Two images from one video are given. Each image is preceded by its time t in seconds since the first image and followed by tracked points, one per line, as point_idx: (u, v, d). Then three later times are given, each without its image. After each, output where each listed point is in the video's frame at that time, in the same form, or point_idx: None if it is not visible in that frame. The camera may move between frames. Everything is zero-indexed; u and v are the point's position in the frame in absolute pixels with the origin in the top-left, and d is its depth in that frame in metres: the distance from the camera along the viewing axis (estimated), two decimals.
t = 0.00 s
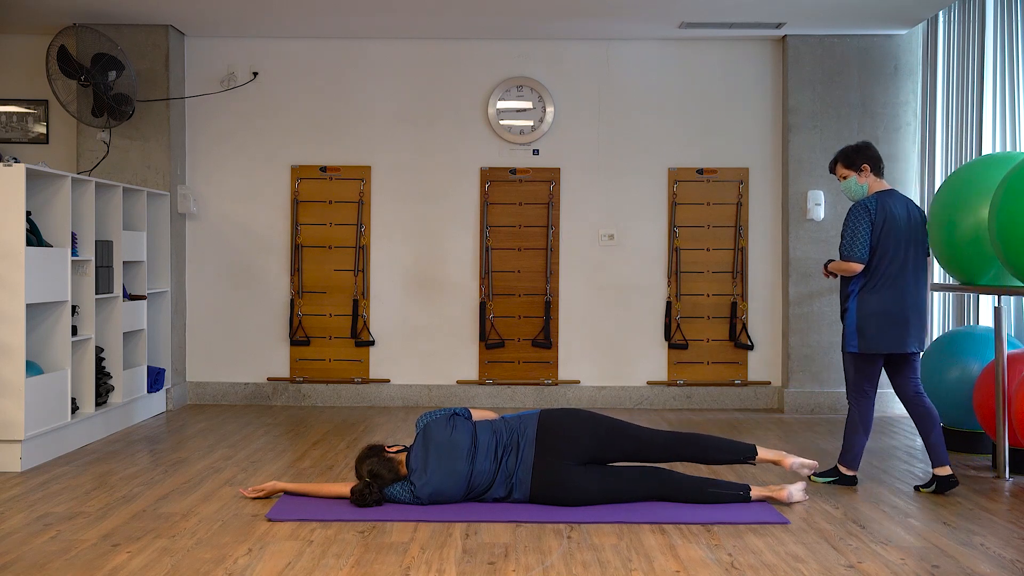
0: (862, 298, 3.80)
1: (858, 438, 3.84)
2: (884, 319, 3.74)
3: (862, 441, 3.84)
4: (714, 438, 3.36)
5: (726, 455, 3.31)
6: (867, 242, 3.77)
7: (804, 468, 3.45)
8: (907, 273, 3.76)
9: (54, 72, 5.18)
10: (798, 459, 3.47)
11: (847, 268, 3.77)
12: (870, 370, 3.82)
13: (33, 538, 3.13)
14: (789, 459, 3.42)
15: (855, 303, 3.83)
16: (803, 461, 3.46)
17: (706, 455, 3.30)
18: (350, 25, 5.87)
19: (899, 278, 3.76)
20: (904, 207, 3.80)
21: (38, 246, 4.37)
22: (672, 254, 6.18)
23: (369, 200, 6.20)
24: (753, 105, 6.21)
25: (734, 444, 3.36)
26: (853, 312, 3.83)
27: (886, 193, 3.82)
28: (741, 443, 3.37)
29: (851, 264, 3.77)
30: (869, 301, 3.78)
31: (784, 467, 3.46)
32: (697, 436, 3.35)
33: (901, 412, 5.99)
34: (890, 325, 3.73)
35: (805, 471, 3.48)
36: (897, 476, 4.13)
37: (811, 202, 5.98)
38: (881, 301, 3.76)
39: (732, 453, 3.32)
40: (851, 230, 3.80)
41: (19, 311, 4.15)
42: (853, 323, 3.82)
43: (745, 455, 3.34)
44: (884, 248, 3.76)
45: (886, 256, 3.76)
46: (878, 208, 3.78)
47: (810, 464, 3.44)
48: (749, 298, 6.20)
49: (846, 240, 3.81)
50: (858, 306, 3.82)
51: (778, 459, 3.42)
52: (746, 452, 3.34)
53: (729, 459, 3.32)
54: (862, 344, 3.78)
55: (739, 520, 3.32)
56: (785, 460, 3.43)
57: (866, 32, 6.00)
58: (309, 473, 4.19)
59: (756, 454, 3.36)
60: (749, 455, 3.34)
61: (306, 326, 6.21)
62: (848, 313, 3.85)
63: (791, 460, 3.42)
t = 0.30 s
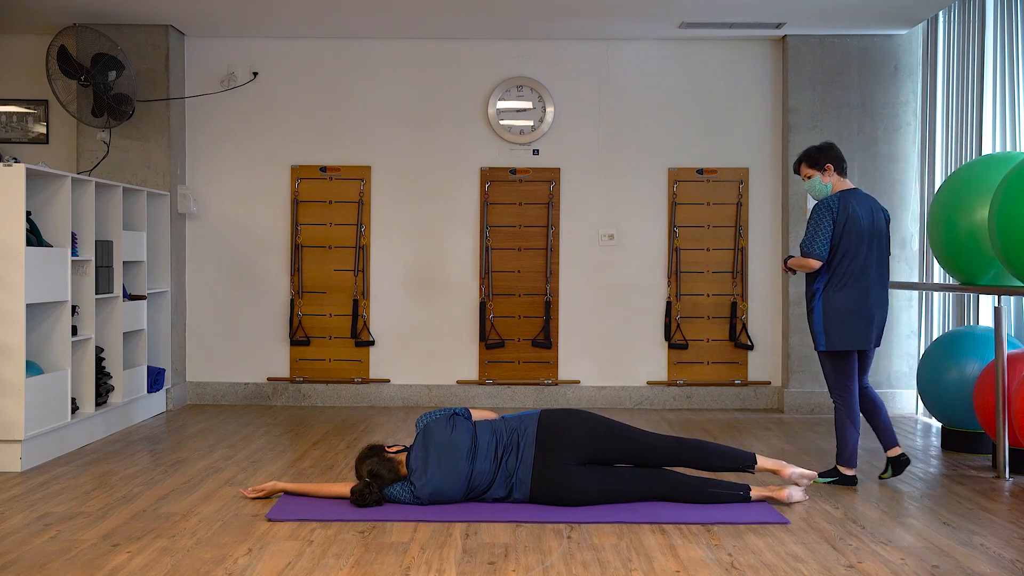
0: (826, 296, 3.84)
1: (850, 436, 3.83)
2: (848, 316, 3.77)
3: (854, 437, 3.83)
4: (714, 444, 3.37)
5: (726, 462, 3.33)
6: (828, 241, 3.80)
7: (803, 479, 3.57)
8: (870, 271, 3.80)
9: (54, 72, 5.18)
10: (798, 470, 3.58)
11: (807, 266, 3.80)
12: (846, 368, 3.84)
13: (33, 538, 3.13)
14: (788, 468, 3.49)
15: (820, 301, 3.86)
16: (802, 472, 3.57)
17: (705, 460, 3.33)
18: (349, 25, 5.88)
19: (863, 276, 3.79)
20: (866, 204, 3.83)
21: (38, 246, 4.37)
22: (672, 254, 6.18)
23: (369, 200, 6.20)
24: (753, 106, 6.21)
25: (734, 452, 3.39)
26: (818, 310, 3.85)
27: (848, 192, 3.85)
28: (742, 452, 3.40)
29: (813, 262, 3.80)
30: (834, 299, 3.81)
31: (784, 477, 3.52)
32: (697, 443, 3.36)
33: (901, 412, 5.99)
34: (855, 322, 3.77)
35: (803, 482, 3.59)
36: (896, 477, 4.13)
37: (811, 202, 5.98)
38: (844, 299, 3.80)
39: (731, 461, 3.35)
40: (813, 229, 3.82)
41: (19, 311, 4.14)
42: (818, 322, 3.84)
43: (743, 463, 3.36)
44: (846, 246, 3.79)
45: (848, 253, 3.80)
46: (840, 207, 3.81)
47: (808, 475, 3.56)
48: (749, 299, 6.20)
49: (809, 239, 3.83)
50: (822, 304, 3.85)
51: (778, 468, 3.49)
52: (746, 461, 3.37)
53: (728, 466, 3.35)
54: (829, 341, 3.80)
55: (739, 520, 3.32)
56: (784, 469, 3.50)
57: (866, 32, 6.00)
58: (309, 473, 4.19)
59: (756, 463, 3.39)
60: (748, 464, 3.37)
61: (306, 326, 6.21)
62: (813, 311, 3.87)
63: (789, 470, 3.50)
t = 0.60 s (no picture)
0: (809, 296, 3.90)
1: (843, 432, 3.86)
2: (832, 316, 3.85)
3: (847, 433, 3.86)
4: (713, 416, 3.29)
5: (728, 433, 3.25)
6: (810, 243, 3.87)
7: (808, 434, 3.41)
8: (850, 272, 3.89)
9: (54, 72, 5.18)
10: (802, 428, 3.41)
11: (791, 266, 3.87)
12: (832, 367, 3.89)
13: (33, 538, 3.13)
14: (791, 427, 3.37)
15: (802, 302, 3.92)
16: (807, 428, 3.40)
17: (707, 431, 3.26)
18: (349, 25, 5.88)
19: (844, 276, 3.87)
20: (843, 206, 3.92)
21: (38, 246, 4.37)
22: (672, 254, 6.18)
23: (369, 200, 6.20)
24: (753, 106, 6.21)
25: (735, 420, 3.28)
26: (802, 311, 3.91)
27: (827, 194, 3.93)
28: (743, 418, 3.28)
29: (798, 264, 3.86)
30: (818, 300, 3.88)
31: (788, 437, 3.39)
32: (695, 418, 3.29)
33: (901, 412, 5.99)
34: (838, 322, 3.84)
35: (812, 438, 3.42)
36: (897, 476, 4.13)
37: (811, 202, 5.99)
38: (827, 299, 3.87)
39: (734, 428, 3.24)
40: (796, 231, 3.88)
41: (19, 311, 4.15)
42: (801, 322, 3.90)
43: (748, 429, 3.25)
44: (827, 247, 3.87)
45: (829, 254, 3.87)
46: (820, 209, 3.88)
47: (813, 428, 3.39)
48: (748, 299, 6.20)
49: (792, 241, 3.89)
50: (805, 304, 3.91)
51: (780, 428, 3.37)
52: (748, 427, 3.24)
53: (732, 434, 3.25)
54: (814, 341, 3.87)
55: (740, 520, 3.32)
56: (786, 430, 3.37)
57: (866, 32, 6.00)
58: (309, 473, 4.19)
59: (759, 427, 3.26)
60: (750, 430, 3.24)
61: (306, 326, 6.21)
62: (796, 312, 3.93)
63: (793, 428, 3.37)
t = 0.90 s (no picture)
0: (791, 294, 3.94)
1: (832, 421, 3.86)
2: (814, 314, 3.90)
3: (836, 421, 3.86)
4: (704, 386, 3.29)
5: (723, 402, 3.24)
6: (792, 242, 3.89)
7: (805, 384, 3.44)
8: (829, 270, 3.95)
9: (54, 72, 5.18)
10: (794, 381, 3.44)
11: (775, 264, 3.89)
12: (811, 358, 3.95)
13: (33, 538, 3.13)
14: (783, 382, 3.37)
15: (784, 299, 3.96)
16: (800, 379, 3.45)
17: (702, 402, 3.23)
18: (349, 25, 5.88)
19: (824, 275, 3.94)
20: (818, 206, 3.98)
21: (38, 246, 4.37)
22: (672, 254, 6.18)
23: (368, 200, 6.20)
24: (753, 106, 6.21)
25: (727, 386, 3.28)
26: (784, 309, 3.95)
27: (804, 195, 3.97)
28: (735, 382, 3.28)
29: (781, 263, 3.88)
30: (800, 297, 3.93)
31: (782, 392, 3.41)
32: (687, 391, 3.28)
33: (901, 412, 5.99)
34: (820, 319, 3.90)
35: (806, 388, 3.47)
36: (897, 477, 4.13)
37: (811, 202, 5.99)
38: (809, 297, 3.92)
39: (727, 395, 3.24)
40: (778, 231, 3.89)
41: (19, 311, 4.15)
42: (784, 320, 3.94)
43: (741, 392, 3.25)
44: (807, 247, 3.92)
45: (810, 254, 3.92)
46: (799, 210, 3.92)
47: (807, 378, 3.44)
48: (748, 299, 6.20)
49: (775, 241, 3.90)
50: (787, 302, 3.95)
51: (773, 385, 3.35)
52: (741, 390, 3.26)
53: (725, 401, 3.25)
54: (798, 338, 3.91)
55: (739, 520, 3.32)
56: (779, 385, 3.37)
57: (866, 33, 6.00)
58: (309, 473, 4.19)
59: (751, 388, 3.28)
60: (743, 393, 3.26)
61: (306, 326, 6.21)
62: (778, 310, 3.96)
63: (785, 383, 3.38)
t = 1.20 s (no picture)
0: (764, 293, 4.09)
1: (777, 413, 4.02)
2: (784, 312, 4.06)
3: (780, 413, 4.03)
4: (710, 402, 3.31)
5: (726, 417, 3.25)
6: (765, 242, 4.05)
7: (807, 411, 3.39)
8: (800, 270, 4.11)
9: (54, 72, 5.18)
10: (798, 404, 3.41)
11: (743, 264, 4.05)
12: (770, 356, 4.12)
13: (33, 538, 3.13)
14: (788, 405, 3.36)
15: (756, 298, 4.11)
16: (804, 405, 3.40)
17: (705, 418, 3.25)
18: (349, 25, 5.88)
19: (795, 274, 4.10)
20: (790, 208, 4.15)
21: (38, 246, 4.37)
22: (672, 254, 6.18)
23: (369, 200, 6.20)
24: (753, 106, 6.21)
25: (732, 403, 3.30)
26: (756, 307, 4.09)
27: (777, 197, 4.13)
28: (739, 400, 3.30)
29: (752, 263, 4.04)
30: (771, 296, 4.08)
31: (786, 416, 3.39)
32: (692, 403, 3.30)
33: (901, 412, 5.99)
34: (790, 317, 4.06)
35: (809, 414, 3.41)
36: (897, 477, 4.13)
37: (811, 201, 6.00)
38: (780, 295, 4.08)
39: (731, 412, 3.26)
40: (751, 231, 4.05)
41: (19, 311, 4.14)
42: (754, 318, 4.09)
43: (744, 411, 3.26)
44: (780, 247, 4.08)
45: (782, 254, 4.08)
46: (772, 211, 4.08)
47: (810, 405, 3.39)
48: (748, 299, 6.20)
49: (748, 241, 4.05)
50: (759, 300, 4.10)
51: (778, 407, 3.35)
52: (744, 408, 3.26)
53: (729, 418, 3.26)
54: (767, 335, 4.07)
55: (739, 520, 3.32)
56: (784, 408, 3.36)
57: (866, 33, 6.00)
58: (309, 473, 4.19)
59: (755, 408, 3.29)
60: (748, 411, 3.26)
61: (306, 326, 6.21)
62: (749, 308, 4.11)
63: (790, 406, 3.36)
